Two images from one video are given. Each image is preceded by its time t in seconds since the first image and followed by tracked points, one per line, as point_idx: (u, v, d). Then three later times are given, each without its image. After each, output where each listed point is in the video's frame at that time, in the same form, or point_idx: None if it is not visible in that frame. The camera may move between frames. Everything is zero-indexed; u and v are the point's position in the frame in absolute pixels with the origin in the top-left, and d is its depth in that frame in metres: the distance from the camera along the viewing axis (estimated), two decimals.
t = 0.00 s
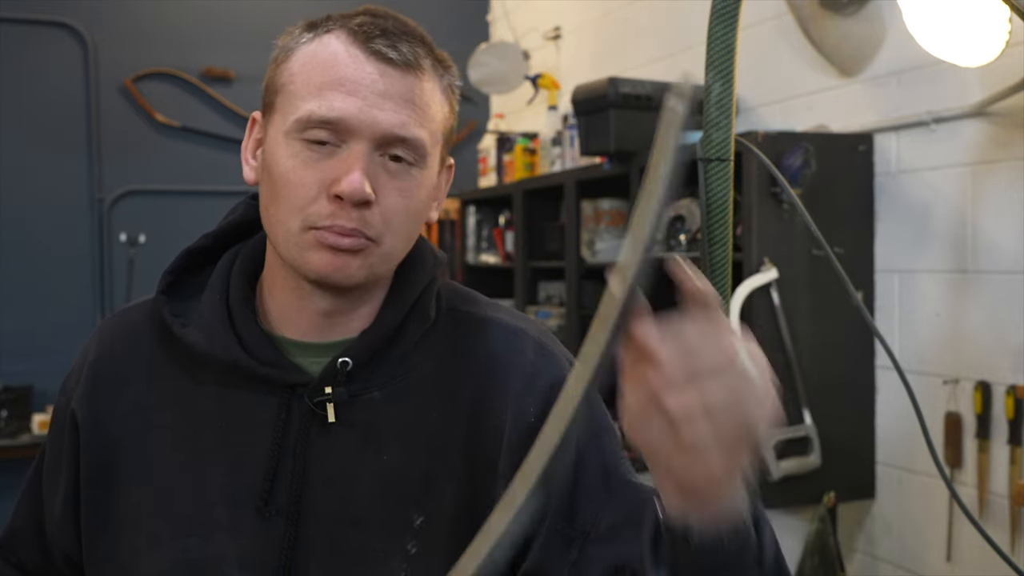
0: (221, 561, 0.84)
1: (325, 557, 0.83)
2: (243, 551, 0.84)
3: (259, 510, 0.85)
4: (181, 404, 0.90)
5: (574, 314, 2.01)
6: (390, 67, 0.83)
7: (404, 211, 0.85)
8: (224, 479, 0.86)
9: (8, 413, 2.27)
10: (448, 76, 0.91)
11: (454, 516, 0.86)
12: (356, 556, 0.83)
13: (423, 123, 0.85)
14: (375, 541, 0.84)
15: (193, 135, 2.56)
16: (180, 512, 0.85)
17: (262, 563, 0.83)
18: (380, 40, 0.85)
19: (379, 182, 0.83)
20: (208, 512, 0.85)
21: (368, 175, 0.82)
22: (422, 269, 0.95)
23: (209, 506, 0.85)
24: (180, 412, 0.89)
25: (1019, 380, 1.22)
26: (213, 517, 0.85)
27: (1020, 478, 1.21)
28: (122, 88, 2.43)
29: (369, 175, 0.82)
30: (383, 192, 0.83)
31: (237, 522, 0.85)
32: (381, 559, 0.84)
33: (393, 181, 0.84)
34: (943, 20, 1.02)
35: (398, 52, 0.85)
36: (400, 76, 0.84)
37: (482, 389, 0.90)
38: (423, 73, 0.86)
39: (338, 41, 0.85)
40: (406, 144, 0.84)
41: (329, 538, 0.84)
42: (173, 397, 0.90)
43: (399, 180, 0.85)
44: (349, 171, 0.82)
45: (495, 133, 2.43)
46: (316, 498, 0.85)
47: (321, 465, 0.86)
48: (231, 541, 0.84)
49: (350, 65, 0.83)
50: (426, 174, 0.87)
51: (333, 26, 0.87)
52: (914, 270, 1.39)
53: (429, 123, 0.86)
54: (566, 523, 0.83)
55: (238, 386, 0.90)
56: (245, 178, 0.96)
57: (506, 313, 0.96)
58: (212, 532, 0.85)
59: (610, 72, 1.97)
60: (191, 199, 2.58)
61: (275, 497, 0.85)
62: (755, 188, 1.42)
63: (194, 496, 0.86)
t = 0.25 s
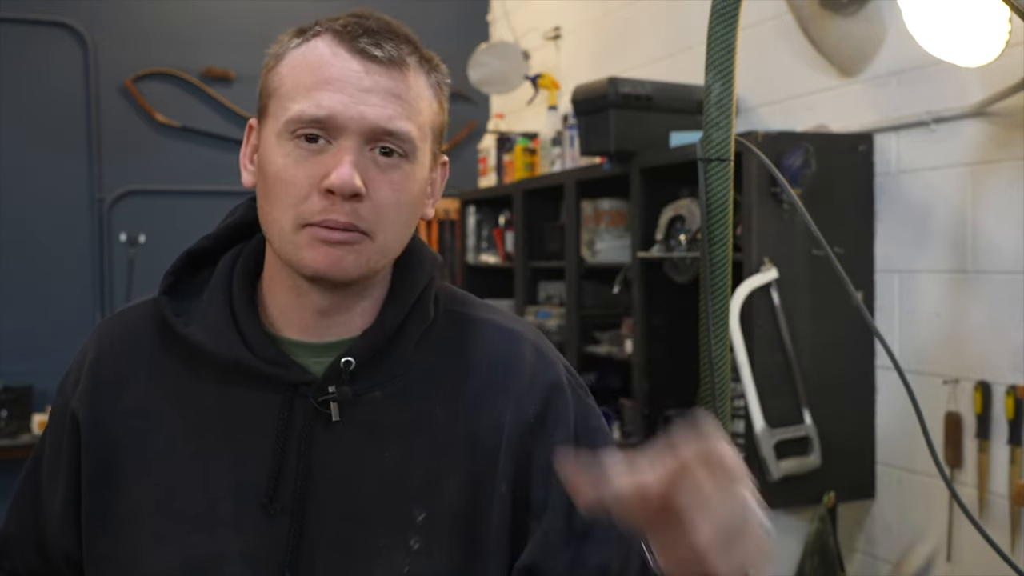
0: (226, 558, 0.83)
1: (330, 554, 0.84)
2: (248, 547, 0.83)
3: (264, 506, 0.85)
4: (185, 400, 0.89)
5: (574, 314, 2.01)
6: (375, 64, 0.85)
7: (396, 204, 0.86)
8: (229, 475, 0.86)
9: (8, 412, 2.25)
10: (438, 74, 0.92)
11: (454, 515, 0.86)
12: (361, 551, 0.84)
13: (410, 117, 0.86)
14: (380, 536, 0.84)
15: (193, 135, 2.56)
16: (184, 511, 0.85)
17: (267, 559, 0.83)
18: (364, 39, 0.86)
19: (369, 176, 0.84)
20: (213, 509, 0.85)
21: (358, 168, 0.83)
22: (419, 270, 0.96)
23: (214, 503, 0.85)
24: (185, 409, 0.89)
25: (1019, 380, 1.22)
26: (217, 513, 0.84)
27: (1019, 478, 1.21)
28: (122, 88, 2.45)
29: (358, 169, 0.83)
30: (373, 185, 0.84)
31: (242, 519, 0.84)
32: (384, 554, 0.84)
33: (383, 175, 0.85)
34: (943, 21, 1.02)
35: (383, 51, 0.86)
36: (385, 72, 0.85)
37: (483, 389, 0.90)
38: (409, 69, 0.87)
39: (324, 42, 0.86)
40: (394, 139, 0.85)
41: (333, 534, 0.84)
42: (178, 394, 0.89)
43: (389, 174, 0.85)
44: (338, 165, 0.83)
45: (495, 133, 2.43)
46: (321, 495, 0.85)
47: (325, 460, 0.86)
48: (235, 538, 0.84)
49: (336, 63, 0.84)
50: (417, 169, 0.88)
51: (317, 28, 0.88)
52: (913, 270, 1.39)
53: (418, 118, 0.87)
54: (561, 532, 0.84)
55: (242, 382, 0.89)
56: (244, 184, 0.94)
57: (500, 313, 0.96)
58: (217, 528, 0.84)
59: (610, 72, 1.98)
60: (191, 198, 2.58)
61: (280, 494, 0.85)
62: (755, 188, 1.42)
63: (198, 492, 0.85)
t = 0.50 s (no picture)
0: (240, 555, 0.82)
1: (342, 552, 0.83)
2: (264, 543, 0.83)
3: (281, 504, 0.84)
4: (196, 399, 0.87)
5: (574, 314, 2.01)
6: (439, 87, 0.85)
7: (445, 224, 0.86)
8: (244, 473, 0.85)
9: (8, 412, 2.23)
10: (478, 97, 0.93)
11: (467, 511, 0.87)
12: (375, 548, 0.84)
13: (464, 141, 0.87)
14: (392, 533, 0.85)
15: (193, 135, 2.54)
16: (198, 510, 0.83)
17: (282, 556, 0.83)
18: (427, 59, 0.86)
19: (428, 196, 0.84)
20: (228, 506, 0.84)
21: (421, 188, 0.83)
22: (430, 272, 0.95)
23: (228, 501, 0.84)
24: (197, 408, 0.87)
25: (1019, 380, 1.22)
26: (232, 511, 0.83)
27: (1019, 478, 1.21)
28: (122, 87, 2.44)
29: (421, 188, 0.83)
30: (432, 205, 0.84)
31: (257, 517, 0.83)
32: (399, 549, 0.84)
33: (438, 195, 0.85)
34: (944, 21, 1.02)
35: (444, 73, 0.86)
36: (447, 96, 0.85)
37: (488, 393, 0.91)
38: (462, 92, 0.88)
39: (385, 57, 0.86)
40: (451, 159, 0.85)
41: (348, 531, 0.84)
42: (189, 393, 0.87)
43: (443, 194, 0.86)
44: (403, 183, 0.83)
45: (495, 133, 2.43)
46: (337, 492, 0.85)
47: (343, 457, 0.86)
48: (251, 536, 0.83)
49: (402, 81, 0.84)
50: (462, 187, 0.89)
51: (376, 42, 0.87)
52: (913, 270, 1.39)
53: (468, 141, 0.88)
54: (536, 546, 0.85)
55: (255, 383, 0.88)
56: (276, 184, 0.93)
57: (505, 317, 0.97)
58: (230, 526, 0.83)
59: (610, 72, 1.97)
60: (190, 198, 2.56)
61: (297, 491, 0.84)
62: (754, 188, 1.42)
63: (211, 490, 0.84)
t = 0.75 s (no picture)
0: (254, 560, 0.82)
1: (354, 558, 0.85)
2: (277, 549, 0.83)
3: (293, 513, 0.83)
4: (210, 402, 0.85)
5: (574, 314, 2.01)
6: (475, 114, 0.84)
7: (469, 247, 0.86)
8: (257, 479, 0.84)
9: (8, 413, 2.22)
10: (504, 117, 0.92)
11: (472, 527, 0.90)
12: (389, 553, 0.86)
13: (494, 167, 0.86)
14: (402, 542, 0.86)
15: (193, 135, 2.61)
16: (211, 514, 0.82)
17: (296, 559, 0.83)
18: (467, 84, 0.84)
19: (458, 222, 0.83)
20: (241, 511, 0.83)
21: (452, 214, 0.82)
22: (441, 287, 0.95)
23: (240, 507, 0.83)
24: (212, 412, 0.85)
25: (1019, 380, 1.22)
26: (244, 517, 0.83)
27: (1019, 478, 1.21)
28: (122, 88, 2.41)
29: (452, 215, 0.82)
30: (460, 230, 0.83)
31: (270, 521, 0.83)
32: (411, 559, 0.86)
33: (466, 219, 0.84)
34: (945, 21, 1.02)
35: (482, 99, 0.85)
36: (482, 123, 0.84)
37: (496, 409, 0.92)
38: (495, 117, 0.87)
39: (426, 80, 0.83)
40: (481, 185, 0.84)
41: (359, 537, 0.85)
42: (203, 396, 0.85)
43: (470, 218, 0.85)
44: (436, 209, 0.81)
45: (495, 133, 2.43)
46: (349, 501, 0.85)
47: (356, 467, 0.86)
48: (266, 541, 0.83)
49: (442, 107, 0.82)
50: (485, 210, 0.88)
51: (414, 61, 0.85)
52: (913, 270, 1.39)
53: (496, 166, 0.87)
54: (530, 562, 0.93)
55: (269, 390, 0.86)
56: (299, 192, 0.90)
57: (508, 331, 0.98)
58: (243, 532, 0.82)
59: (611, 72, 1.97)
60: (190, 198, 2.63)
61: (310, 501, 0.84)
62: (754, 188, 1.43)
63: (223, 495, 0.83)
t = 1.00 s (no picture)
0: (264, 563, 0.81)
1: (363, 560, 0.84)
2: (287, 552, 0.82)
3: (302, 515, 0.83)
4: (219, 403, 0.85)
5: (574, 314, 2.01)
6: (478, 122, 0.83)
7: (472, 253, 0.86)
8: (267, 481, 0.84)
9: (8, 414, 2.20)
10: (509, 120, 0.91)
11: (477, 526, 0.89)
12: (397, 554, 0.85)
13: (497, 174, 0.86)
14: (408, 542, 0.86)
15: (193, 136, 2.54)
16: (221, 517, 0.82)
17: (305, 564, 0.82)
18: (471, 92, 0.84)
19: (460, 229, 0.83)
20: (251, 515, 0.82)
21: (454, 222, 0.82)
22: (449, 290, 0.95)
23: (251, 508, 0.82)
24: (221, 414, 0.85)
25: (1019, 380, 1.23)
26: (254, 519, 0.82)
27: (1019, 478, 1.21)
28: (122, 88, 2.44)
29: (454, 223, 0.82)
30: (462, 237, 0.83)
31: (280, 526, 0.82)
32: (417, 559, 0.86)
33: (469, 226, 0.84)
34: (945, 21, 1.02)
35: (485, 106, 0.84)
36: (485, 131, 0.84)
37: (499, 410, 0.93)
38: (499, 123, 0.86)
39: (428, 88, 0.83)
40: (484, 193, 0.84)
41: (366, 539, 0.84)
42: (214, 396, 0.85)
43: (473, 225, 0.85)
44: (438, 217, 0.81)
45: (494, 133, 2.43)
46: (357, 503, 0.85)
47: (365, 469, 0.86)
48: (276, 545, 0.82)
49: (443, 115, 0.81)
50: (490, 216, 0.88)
51: (418, 68, 0.84)
52: (913, 270, 1.39)
53: (500, 172, 0.87)
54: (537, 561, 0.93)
55: (278, 394, 0.86)
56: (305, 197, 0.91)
57: (509, 334, 0.99)
58: (254, 535, 0.82)
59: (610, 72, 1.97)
60: (191, 198, 2.55)
61: (319, 502, 0.83)
62: (754, 188, 1.43)
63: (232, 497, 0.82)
